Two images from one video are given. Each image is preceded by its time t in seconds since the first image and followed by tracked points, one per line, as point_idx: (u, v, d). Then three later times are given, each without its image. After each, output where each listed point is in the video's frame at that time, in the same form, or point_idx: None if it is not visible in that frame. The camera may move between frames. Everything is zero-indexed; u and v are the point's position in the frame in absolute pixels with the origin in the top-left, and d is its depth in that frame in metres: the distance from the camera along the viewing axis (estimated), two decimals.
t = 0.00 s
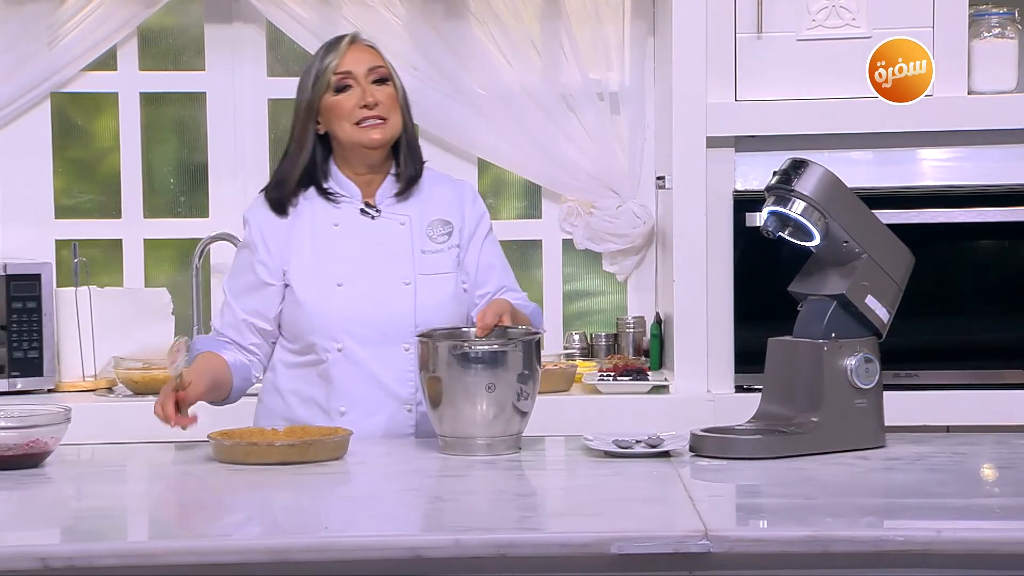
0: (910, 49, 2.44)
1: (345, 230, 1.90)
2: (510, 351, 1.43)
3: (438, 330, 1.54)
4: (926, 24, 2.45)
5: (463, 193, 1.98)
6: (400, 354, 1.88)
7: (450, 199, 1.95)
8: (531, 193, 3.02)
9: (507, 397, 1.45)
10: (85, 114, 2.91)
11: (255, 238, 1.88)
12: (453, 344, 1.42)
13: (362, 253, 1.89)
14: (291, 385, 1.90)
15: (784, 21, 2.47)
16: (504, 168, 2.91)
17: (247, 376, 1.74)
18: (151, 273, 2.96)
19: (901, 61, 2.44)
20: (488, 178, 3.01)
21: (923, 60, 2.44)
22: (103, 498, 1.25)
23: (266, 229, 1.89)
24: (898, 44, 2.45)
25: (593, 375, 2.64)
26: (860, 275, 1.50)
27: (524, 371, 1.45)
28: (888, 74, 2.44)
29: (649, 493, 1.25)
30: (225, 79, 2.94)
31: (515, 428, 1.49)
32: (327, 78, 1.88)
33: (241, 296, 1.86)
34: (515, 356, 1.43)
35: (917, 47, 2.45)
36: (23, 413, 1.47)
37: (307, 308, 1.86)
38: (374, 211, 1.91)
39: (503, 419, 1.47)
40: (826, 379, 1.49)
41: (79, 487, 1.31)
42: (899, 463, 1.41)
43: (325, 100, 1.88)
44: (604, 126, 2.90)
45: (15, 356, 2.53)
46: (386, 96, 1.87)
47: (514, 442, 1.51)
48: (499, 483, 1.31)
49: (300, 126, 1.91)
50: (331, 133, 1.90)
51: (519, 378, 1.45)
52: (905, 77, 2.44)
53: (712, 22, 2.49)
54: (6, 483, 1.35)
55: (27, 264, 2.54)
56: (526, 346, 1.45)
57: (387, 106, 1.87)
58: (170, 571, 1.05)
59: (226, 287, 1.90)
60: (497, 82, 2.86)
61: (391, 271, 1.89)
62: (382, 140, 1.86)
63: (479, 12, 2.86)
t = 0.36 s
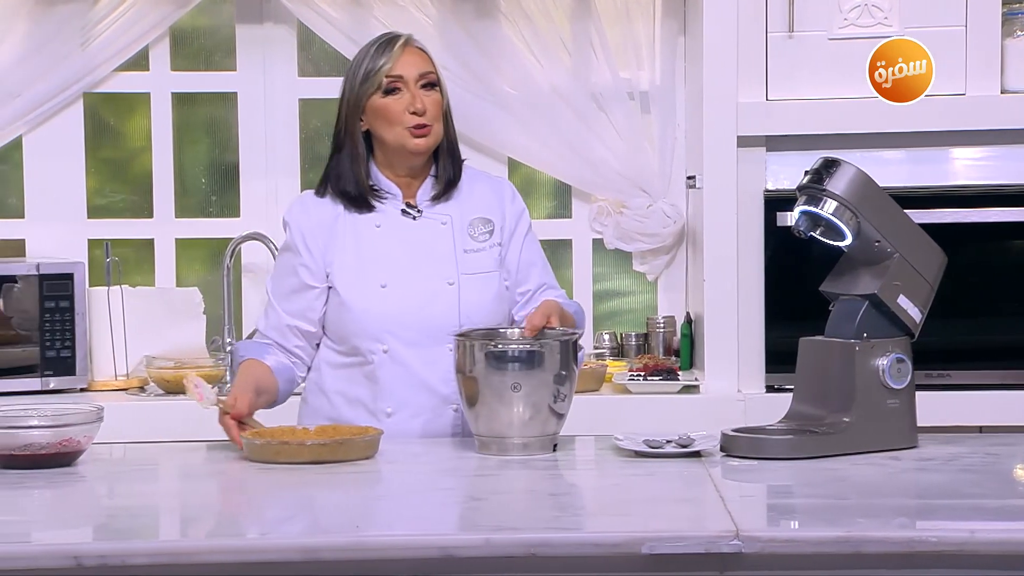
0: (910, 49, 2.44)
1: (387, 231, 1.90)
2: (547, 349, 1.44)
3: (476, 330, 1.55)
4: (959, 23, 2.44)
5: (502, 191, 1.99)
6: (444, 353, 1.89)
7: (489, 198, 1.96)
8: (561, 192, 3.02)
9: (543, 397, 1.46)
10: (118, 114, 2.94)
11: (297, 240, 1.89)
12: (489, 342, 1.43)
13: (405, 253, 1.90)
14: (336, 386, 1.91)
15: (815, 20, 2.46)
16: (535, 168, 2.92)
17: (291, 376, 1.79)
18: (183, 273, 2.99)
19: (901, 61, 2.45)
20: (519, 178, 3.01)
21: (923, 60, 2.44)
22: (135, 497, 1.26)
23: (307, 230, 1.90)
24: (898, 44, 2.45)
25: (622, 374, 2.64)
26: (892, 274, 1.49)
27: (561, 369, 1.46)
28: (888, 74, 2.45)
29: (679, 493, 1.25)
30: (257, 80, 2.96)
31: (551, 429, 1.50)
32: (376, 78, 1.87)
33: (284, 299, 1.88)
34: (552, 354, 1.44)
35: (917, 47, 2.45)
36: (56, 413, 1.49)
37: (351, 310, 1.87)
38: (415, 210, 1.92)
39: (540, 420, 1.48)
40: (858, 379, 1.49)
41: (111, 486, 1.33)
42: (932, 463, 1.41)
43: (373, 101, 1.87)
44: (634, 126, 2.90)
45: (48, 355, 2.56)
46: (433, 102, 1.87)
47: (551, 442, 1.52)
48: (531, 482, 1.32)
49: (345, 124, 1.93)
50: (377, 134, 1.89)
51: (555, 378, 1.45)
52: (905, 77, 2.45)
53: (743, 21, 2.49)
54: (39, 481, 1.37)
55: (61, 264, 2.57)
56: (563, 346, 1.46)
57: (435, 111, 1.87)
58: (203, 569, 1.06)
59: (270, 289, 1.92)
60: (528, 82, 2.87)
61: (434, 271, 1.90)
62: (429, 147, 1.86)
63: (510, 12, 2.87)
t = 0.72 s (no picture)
0: (910, 49, 2.45)
1: (420, 231, 1.92)
2: (577, 348, 1.45)
3: (505, 330, 1.55)
4: (987, 22, 2.43)
5: (531, 189, 2.00)
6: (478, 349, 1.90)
7: (518, 196, 1.97)
8: (586, 192, 3.02)
9: (574, 397, 1.46)
10: (145, 114, 2.97)
11: (329, 243, 1.90)
12: (520, 341, 1.44)
13: (438, 252, 1.91)
14: (371, 384, 1.92)
15: (842, 19, 2.46)
16: (561, 168, 2.92)
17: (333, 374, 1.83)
18: (209, 272, 3.01)
19: (900, 61, 2.45)
20: (544, 178, 3.01)
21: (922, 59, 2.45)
22: (162, 496, 1.28)
23: (338, 232, 1.91)
24: (898, 44, 2.45)
25: (647, 375, 2.64)
26: (919, 274, 1.49)
27: (591, 370, 1.47)
28: (888, 74, 2.45)
29: (705, 493, 1.26)
30: (283, 80, 2.98)
31: (583, 429, 1.50)
32: (410, 80, 1.87)
33: (317, 302, 1.91)
34: (583, 354, 1.45)
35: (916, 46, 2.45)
36: (84, 411, 1.52)
37: (384, 309, 1.89)
38: (446, 211, 1.92)
39: (570, 420, 1.48)
40: (885, 379, 1.49)
41: (138, 485, 1.35)
42: (960, 463, 1.41)
43: (406, 103, 1.88)
44: (659, 125, 2.90)
45: (76, 354, 2.59)
46: (465, 106, 1.88)
47: (582, 443, 1.52)
48: (556, 482, 1.33)
49: (376, 125, 1.92)
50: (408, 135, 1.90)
51: (586, 378, 1.46)
52: (905, 77, 2.45)
53: (769, 21, 2.49)
54: (67, 479, 1.39)
55: (88, 264, 2.60)
56: (593, 346, 1.46)
57: (466, 115, 1.88)
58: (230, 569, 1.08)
59: (302, 292, 1.94)
60: (554, 82, 2.87)
61: (467, 269, 1.91)
62: (459, 150, 1.87)
63: (536, 12, 2.87)
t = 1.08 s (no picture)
0: (910, 48, 2.46)
1: (445, 227, 1.93)
2: (597, 348, 1.45)
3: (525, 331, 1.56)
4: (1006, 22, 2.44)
5: (555, 188, 2.01)
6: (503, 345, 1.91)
7: (542, 195, 1.98)
8: (604, 192, 3.02)
9: (593, 395, 1.47)
10: (164, 114, 2.99)
11: (357, 237, 1.91)
12: (541, 341, 1.44)
13: (463, 247, 1.92)
14: (394, 380, 1.93)
15: (861, 19, 2.47)
16: (580, 168, 2.92)
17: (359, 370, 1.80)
18: (227, 273, 3.03)
19: (900, 61, 2.46)
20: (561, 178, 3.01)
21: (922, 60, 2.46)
22: (181, 495, 1.29)
23: (368, 227, 1.91)
24: (898, 44, 2.46)
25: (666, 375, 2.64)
26: (939, 274, 1.49)
27: (612, 369, 1.47)
28: (888, 74, 2.46)
29: (724, 493, 1.26)
30: (301, 80, 3.00)
31: (602, 431, 1.51)
32: (442, 85, 1.84)
33: (345, 299, 1.89)
34: (603, 354, 1.45)
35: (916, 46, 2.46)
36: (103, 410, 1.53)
37: (411, 303, 1.89)
38: (472, 208, 1.93)
39: (591, 419, 1.49)
40: (905, 379, 1.48)
41: (158, 485, 1.35)
42: (980, 464, 1.40)
43: (436, 107, 1.86)
44: (678, 125, 2.90)
45: (95, 354, 2.61)
46: (494, 115, 1.86)
47: (602, 442, 1.53)
48: (575, 483, 1.33)
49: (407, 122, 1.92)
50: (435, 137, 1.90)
51: (605, 378, 1.46)
52: (905, 77, 2.46)
53: (788, 21, 2.49)
54: (87, 479, 1.41)
55: (107, 264, 2.62)
56: (614, 346, 1.47)
57: (494, 125, 1.86)
58: (248, 568, 1.08)
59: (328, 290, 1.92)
60: (572, 82, 2.87)
61: (492, 265, 1.92)
62: (484, 157, 1.87)
63: (554, 12, 2.88)
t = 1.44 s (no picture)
0: (911, 48, 2.46)
1: (461, 226, 1.92)
2: (618, 338, 1.46)
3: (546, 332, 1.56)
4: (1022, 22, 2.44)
5: (572, 192, 2.01)
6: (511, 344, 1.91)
7: (558, 198, 1.98)
8: (619, 192, 3.02)
9: (620, 389, 1.47)
10: (180, 115, 3.01)
11: (375, 233, 1.93)
12: (562, 338, 1.44)
13: (476, 246, 1.92)
14: (401, 377, 1.93)
15: (877, 19, 2.47)
16: (595, 168, 2.92)
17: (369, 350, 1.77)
18: (243, 272, 3.04)
19: (901, 61, 2.46)
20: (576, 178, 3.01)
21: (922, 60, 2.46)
22: (196, 495, 1.30)
23: (383, 221, 1.93)
24: (899, 44, 2.46)
25: (681, 375, 2.63)
26: (955, 274, 1.48)
27: (633, 358, 1.47)
28: (888, 74, 2.46)
29: (739, 493, 1.26)
30: (317, 80, 3.01)
31: (631, 424, 1.51)
32: (470, 93, 1.81)
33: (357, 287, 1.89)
34: (625, 344, 1.46)
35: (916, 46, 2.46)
36: (119, 410, 1.54)
37: (421, 299, 1.90)
38: (489, 207, 1.93)
39: (620, 410, 1.49)
40: (921, 379, 1.48)
41: (174, 485, 1.36)
42: (996, 464, 1.40)
43: (462, 115, 1.83)
44: (693, 124, 2.90)
45: (111, 353, 2.63)
46: (520, 124, 1.83)
47: (632, 435, 1.52)
48: (590, 482, 1.34)
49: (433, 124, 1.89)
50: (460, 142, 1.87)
51: (630, 367, 1.47)
52: (906, 77, 2.47)
53: (804, 21, 2.50)
54: (103, 479, 1.42)
55: (124, 263, 2.63)
56: (635, 335, 1.47)
57: (519, 134, 1.84)
58: (263, 567, 1.09)
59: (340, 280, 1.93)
60: (588, 82, 2.87)
61: (504, 265, 1.92)
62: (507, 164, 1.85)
63: (569, 12, 2.88)
